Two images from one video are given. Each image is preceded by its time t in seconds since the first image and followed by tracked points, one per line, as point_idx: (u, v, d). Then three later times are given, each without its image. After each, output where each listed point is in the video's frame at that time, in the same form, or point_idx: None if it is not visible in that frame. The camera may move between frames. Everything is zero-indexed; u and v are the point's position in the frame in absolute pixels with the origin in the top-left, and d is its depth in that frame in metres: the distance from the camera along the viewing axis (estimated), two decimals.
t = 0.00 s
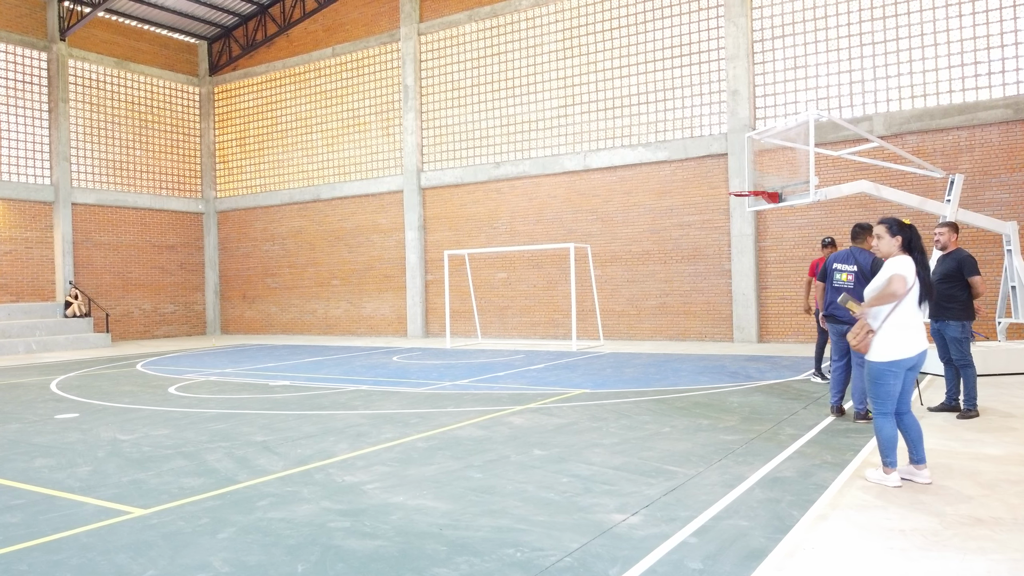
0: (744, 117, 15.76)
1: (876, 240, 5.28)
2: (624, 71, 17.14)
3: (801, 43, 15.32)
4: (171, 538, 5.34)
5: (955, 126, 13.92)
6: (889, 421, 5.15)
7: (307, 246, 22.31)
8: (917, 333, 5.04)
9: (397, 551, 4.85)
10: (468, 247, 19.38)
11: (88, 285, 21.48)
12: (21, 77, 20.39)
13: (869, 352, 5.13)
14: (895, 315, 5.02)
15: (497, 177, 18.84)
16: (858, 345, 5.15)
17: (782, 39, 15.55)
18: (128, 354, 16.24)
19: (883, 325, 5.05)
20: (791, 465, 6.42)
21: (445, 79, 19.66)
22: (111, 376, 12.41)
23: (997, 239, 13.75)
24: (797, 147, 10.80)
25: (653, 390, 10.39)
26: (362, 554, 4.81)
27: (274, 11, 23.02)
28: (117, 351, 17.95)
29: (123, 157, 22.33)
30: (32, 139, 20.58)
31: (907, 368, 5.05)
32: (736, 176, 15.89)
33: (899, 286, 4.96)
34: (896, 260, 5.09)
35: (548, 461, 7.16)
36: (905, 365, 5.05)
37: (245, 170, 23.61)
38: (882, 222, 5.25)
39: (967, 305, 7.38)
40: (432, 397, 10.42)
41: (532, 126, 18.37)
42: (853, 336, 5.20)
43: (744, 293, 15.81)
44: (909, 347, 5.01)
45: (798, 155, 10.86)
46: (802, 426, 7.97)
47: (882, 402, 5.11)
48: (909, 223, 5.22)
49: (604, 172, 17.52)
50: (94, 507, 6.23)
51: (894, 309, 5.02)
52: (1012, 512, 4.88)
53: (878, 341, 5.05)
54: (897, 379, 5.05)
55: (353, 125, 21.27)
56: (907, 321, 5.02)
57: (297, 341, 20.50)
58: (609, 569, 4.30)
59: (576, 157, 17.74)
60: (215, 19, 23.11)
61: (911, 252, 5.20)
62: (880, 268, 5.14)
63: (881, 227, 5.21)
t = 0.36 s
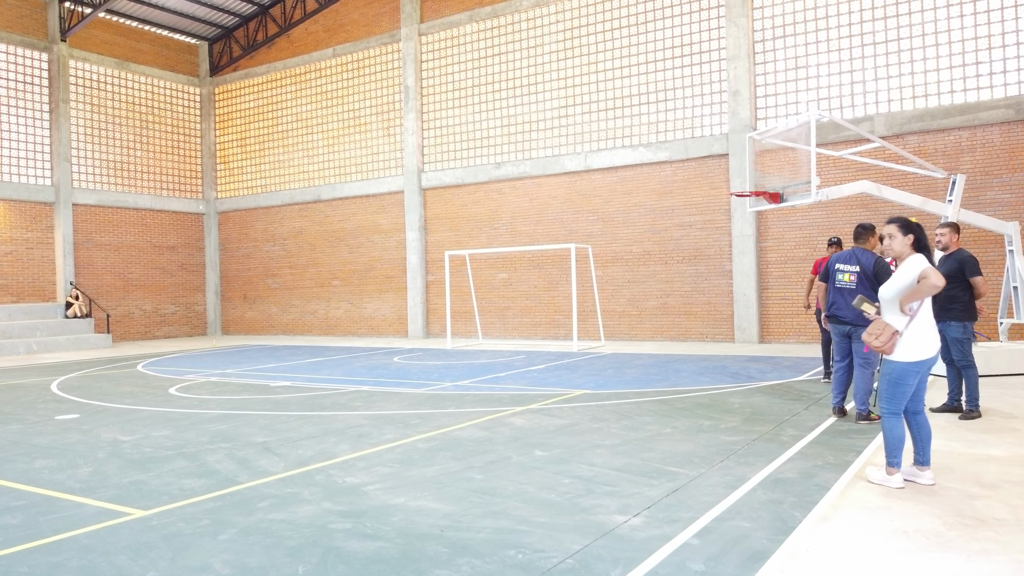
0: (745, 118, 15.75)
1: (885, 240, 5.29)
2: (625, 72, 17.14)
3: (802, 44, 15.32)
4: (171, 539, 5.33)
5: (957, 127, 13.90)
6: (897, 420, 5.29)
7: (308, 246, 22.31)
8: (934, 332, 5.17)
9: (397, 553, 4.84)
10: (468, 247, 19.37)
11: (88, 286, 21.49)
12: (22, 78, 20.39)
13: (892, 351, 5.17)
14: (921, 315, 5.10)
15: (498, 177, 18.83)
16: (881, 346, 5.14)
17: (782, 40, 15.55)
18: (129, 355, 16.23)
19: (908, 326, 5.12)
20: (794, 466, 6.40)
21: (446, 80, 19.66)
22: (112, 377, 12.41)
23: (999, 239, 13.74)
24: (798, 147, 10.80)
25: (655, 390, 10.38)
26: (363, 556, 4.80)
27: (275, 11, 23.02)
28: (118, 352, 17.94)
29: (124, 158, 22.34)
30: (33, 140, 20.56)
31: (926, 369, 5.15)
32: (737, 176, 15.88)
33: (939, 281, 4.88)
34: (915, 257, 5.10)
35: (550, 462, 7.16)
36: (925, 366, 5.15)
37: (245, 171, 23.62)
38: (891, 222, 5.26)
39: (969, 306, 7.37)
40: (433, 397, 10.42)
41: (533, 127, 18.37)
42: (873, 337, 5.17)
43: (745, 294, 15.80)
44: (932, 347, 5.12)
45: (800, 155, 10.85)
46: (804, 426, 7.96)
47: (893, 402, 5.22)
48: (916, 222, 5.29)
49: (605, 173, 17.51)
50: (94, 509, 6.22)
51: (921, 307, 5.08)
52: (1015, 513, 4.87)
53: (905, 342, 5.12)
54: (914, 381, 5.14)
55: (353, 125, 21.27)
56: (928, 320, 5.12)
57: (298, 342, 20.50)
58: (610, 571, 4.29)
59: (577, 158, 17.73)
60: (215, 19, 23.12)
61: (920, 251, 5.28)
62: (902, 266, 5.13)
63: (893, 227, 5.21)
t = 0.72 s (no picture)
0: (746, 118, 15.74)
1: (895, 240, 5.26)
2: (625, 72, 17.13)
3: (802, 44, 15.30)
4: (171, 540, 5.32)
5: (958, 126, 13.89)
6: (894, 420, 5.28)
7: (308, 247, 22.30)
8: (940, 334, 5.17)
9: (398, 554, 4.83)
10: (468, 247, 19.37)
11: (89, 287, 21.50)
12: (22, 79, 20.37)
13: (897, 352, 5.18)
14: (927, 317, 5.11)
15: (498, 177, 18.83)
16: (886, 346, 5.15)
17: (782, 40, 15.54)
18: (129, 355, 16.24)
19: (913, 328, 5.14)
20: (795, 466, 6.39)
21: (446, 80, 19.64)
22: (112, 377, 12.40)
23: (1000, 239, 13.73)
24: (799, 147, 10.78)
25: (655, 391, 10.37)
26: (364, 557, 4.80)
27: (275, 11, 23.00)
28: (118, 353, 17.93)
29: (124, 159, 22.33)
30: (33, 140, 20.55)
31: (927, 370, 5.15)
32: (738, 176, 15.87)
33: (950, 286, 4.89)
34: (925, 260, 5.09)
35: (550, 462, 7.15)
36: (926, 367, 5.15)
37: (246, 171, 23.62)
38: (901, 222, 5.23)
39: (970, 306, 7.36)
40: (433, 398, 10.41)
41: (533, 127, 18.36)
42: (878, 336, 5.19)
43: (745, 294, 15.79)
44: (936, 348, 5.13)
45: (800, 155, 10.84)
46: (805, 427, 7.95)
47: (890, 402, 5.22)
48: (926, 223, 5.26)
49: (605, 173, 17.50)
50: (93, 510, 6.21)
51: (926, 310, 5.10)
52: (1016, 513, 4.87)
53: (910, 342, 5.13)
54: (913, 381, 5.15)
55: (354, 126, 21.26)
56: (933, 322, 5.14)
57: (298, 342, 20.50)
58: (612, 571, 4.28)
59: (577, 158, 17.72)
60: (215, 19, 23.12)
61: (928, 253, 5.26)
62: (911, 269, 5.13)
63: (903, 227, 5.19)
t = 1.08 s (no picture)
0: (746, 117, 15.74)
1: (897, 240, 5.27)
2: (626, 71, 17.12)
3: (803, 44, 15.29)
4: (171, 541, 5.31)
5: (957, 127, 13.89)
6: (894, 419, 5.26)
7: (308, 247, 22.29)
8: (941, 334, 5.14)
9: (399, 555, 4.82)
10: (469, 248, 19.37)
11: (88, 287, 21.50)
12: (21, 79, 20.36)
13: (898, 351, 5.18)
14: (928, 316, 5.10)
15: (498, 178, 18.82)
16: (885, 346, 5.17)
17: (783, 40, 15.54)
18: (128, 356, 16.23)
19: (913, 327, 5.13)
20: (796, 467, 6.39)
21: (447, 80, 19.62)
22: (112, 378, 12.39)
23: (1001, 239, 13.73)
24: (799, 147, 10.77)
25: (656, 391, 10.36)
26: (364, 558, 4.79)
27: (275, 12, 22.99)
28: (118, 353, 17.94)
29: (124, 159, 22.33)
30: (33, 140, 20.53)
31: (927, 369, 5.15)
32: (738, 176, 15.87)
33: (945, 286, 4.89)
34: (925, 260, 5.09)
35: (551, 463, 7.14)
36: (925, 366, 5.15)
37: (246, 171, 23.60)
38: (904, 222, 5.23)
39: (971, 306, 7.35)
40: (433, 398, 10.41)
41: (533, 127, 18.35)
42: (878, 336, 5.21)
43: (746, 294, 15.79)
44: (937, 347, 5.11)
45: (801, 155, 10.83)
46: (805, 427, 7.94)
47: (890, 401, 5.21)
48: (929, 223, 5.25)
49: (605, 173, 17.49)
50: (93, 510, 6.20)
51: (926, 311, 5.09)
52: (1018, 513, 4.87)
53: (909, 342, 5.13)
54: (913, 380, 5.14)
55: (354, 126, 21.25)
56: (934, 322, 5.12)
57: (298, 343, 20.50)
58: (613, 572, 4.28)
59: (578, 158, 17.71)
60: (215, 20, 23.12)
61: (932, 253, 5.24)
62: (911, 269, 5.13)
63: (906, 227, 5.19)
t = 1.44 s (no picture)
0: (752, 117, 15.69)
1: (905, 239, 5.24)
2: (631, 71, 17.09)
3: (809, 44, 15.25)
4: (178, 541, 5.32)
5: (965, 126, 13.83)
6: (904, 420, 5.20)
7: (314, 247, 22.33)
8: (948, 333, 5.11)
9: (405, 555, 4.82)
10: (474, 248, 19.37)
11: (95, 288, 21.57)
12: (29, 80, 20.42)
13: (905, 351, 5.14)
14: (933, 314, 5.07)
15: (504, 178, 18.81)
16: (893, 346, 5.13)
17: (789, 39, 15.49)
18: (135, 356, 16.26)
19: (920, 326, 5.10)
20: (803, 467, 6.37)
21: (452, 80, 19.62)
22: (119, 378, 12.42)
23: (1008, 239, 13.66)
24: (806, 147, 10.74)
25: (662, 391, 10.34)
26: (371, 558, 4.78)
27: (280, 13, 23.04)
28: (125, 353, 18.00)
29: (131, 160, 22.40)
30: (40, 141, 20.58)
31: (935, 369, 5.11)
32: (744, 176, 15.83)
33: (952, 286, 4.87)
34: (932, 260, 5.06)
35: (557, 464, 7.13)
36: (933, 367, 5.11)
37: (252, 172, 23.65)
38: (912, 222, 5.21)
39: (979, 306, 7.32)
40: (439, 398, 10.40)
41: (538, 127, 18.34)
42: (886, 336, 5.16)
43: (752, 294, 15.74)
44: (944, 347, 5.08)
45: (807, 155, 10.78)
46: (813, 428, 7.91)
47: (899, 402, 5.15)
48: (936, 223, 5.22)
49: (611, 173, 17.47)
50: (100, 511, 6.21)
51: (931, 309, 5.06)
52: None
53: (917, 341, 5.09)
54: (921, 380, 5.11)
55: (359, 127, 21.27)
56: (941, 321, 5.09)
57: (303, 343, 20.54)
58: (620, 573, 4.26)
59: (583, 158, 17.70)
60: (221, 21, 23.18)
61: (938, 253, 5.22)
62: (917, 269, 5.11)
63: (914, 227, 5.17)
